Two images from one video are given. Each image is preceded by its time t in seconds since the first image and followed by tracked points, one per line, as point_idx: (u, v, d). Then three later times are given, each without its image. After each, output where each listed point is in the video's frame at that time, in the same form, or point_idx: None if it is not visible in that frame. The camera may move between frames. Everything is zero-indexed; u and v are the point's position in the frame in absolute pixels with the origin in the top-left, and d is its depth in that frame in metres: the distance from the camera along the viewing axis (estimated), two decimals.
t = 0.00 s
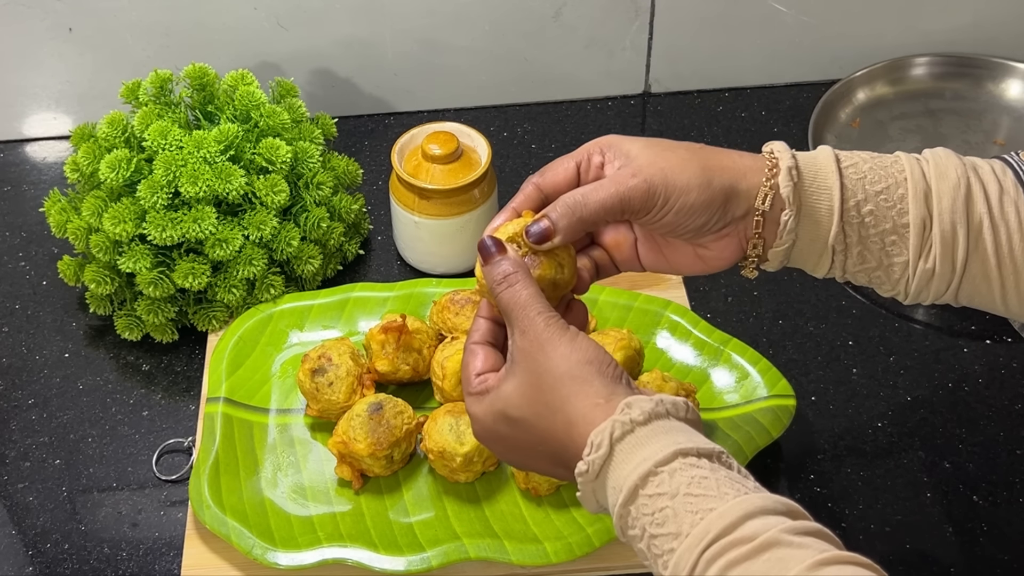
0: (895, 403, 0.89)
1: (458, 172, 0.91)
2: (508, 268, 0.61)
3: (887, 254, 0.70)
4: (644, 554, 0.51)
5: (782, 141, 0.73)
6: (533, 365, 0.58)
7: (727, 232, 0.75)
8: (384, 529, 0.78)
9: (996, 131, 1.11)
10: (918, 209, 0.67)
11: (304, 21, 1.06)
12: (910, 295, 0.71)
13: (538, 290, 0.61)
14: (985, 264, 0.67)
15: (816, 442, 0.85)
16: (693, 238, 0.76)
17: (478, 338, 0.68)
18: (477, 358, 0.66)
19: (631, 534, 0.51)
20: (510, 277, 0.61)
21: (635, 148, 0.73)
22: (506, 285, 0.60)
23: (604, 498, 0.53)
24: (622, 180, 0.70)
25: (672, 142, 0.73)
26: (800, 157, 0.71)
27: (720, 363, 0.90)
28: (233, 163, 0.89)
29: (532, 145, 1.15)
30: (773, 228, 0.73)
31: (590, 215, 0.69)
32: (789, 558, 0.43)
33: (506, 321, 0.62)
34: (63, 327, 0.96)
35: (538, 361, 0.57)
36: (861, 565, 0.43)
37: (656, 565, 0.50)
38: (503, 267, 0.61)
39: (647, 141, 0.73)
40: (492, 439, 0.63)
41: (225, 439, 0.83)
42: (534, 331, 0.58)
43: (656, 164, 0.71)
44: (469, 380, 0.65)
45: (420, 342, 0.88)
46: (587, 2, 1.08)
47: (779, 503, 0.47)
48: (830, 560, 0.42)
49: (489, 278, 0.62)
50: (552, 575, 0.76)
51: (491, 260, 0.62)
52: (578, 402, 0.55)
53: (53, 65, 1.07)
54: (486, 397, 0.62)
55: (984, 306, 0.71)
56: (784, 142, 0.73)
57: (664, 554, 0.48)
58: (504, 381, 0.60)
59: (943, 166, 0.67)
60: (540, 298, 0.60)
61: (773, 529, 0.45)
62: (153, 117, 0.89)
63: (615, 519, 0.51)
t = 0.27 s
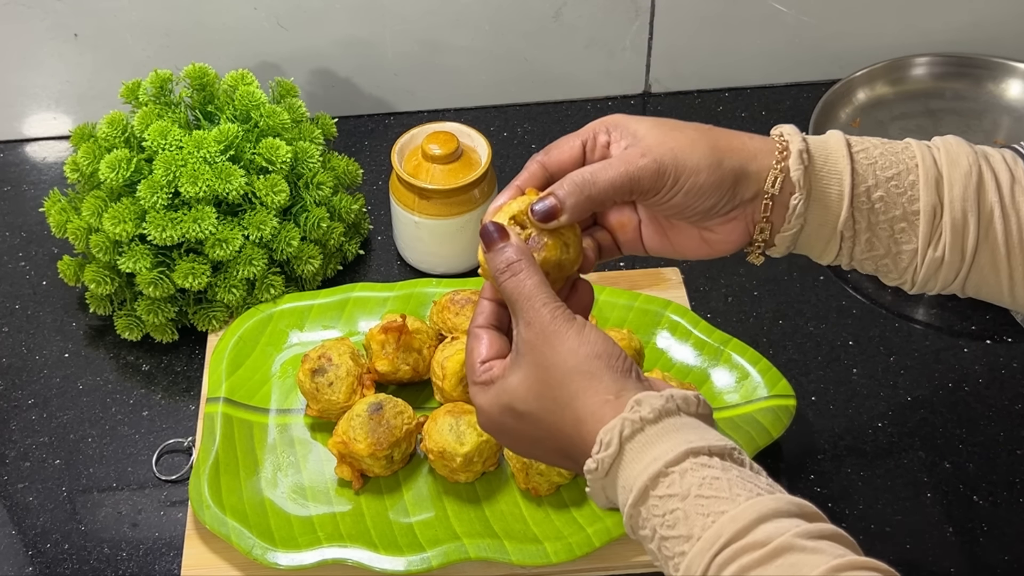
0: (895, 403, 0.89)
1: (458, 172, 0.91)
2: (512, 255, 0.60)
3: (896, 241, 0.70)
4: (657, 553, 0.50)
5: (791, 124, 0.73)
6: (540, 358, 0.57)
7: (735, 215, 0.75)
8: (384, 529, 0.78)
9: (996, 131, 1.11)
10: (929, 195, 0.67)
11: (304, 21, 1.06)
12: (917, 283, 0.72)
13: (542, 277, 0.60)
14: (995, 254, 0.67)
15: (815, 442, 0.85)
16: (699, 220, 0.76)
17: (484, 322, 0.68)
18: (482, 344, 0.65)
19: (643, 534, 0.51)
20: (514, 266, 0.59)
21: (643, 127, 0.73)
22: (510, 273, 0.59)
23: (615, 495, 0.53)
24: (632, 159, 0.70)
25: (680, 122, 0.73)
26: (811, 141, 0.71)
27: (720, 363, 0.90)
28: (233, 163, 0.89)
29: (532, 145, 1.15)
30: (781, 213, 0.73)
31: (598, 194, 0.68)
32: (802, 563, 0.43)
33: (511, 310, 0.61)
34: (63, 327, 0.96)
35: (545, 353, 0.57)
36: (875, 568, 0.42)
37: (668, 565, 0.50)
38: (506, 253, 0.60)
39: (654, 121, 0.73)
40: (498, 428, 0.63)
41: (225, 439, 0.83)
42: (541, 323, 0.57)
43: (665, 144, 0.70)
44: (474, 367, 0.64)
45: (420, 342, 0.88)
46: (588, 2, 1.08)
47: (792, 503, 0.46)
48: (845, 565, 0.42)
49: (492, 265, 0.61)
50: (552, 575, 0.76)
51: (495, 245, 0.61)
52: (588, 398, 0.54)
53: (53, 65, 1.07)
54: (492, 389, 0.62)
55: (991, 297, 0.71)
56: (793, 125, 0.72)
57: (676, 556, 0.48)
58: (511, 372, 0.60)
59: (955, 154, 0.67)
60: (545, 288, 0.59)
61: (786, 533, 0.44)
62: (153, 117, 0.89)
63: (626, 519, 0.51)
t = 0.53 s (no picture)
0: (895, 403, 0.89)
1: (458, 172, 0.91)
2: (510, 258, 0.59)
3: (908, 235, 0.70)
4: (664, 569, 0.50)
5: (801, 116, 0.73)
6: (540, 365, 0.57)
7: (745, 204, 0.75)
8: (384, 529, 0.78)
9: (996, 130, 1.11)
10: (941, 188, 0.67)
11: (304, 21, 1.06)
12: (928, 278, 0.72)
13: (542, 282, 0.59)
14: (1007, 249, 0.67)
15: (815, 442, 0.85)
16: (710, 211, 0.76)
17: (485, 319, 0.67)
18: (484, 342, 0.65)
19: (649, 550, 0.50)
20: (512, 270, 0.59)
21: (653, 115, 0.73)
22: (508, 277, 0.59)
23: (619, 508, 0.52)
24: (643, 144, 0.70)
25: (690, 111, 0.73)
26: (822, 132, 0.71)
27: (720, 363, 0.90)
28: (233, 163, 0.89)
29: (532, 145, 1.15)
30: (791, 203, 0.73)
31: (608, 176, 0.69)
32: None
33: (512, 315, 0.61)
34: (63, 327, 0.96)
35: (545, 361, 0.56)
36: None
37: None
38: (506, 257, 0.60)
39: (663, 110, 0.73)
40: (501, 431, 0.63)
41: (225, 439, 0.83)
42: (540, 330, 0.57)
43: (676, 130, 0.71)
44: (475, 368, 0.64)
45: (420, 342, 0.88)
46: (588, 2, 1.08)
47: (801, 518, 0.46)
48: None
49: (490, 270, 0.61)
50: (552, 575, 0.76)
51: (493, 247, 0.60)
52: (588, 409, 0.54)
53: (53, 65, 1.07)
54: (493, 391, 0.62)
55: (999, 294, 0.71)
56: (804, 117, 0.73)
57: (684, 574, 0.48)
58: (512, 377, 0.60)
59: (967, 148, 0.67)
60: (544, 293, 0.58)
61: (795, 551, 0.44)
62: (153, 117, 0.89)
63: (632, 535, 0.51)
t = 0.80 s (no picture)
0: (895, 403, 0.89)
1: (458, 172, 0.91)
2: (513, 264, 0.59)
3: (918, 231, 0.70)
4: None
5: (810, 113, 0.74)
6: (544, 375, 0.57)
7: (756, 196, 0.74)
8: (384, 529, 0.78)
9: (996, 130, 1.11)
10: (950, 182, 0.68)
11: (304, 21, 1.06)
12: (939, 277, 0.72)
13: (547, 287, 0.58)
14: (1017, 246, 0.67)
15: (816, 442, 0.85)
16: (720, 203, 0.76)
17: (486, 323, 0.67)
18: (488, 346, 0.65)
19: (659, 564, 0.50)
20: (515, 277, 0.58)
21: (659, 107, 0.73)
22: (512, 284, 0.58)
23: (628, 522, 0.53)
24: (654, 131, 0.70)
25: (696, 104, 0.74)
26: (831, 127, 0.72)
27: (720, 363, 0.90)
28: (232, 163, 0.89)
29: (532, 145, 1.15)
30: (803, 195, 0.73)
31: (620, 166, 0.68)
32: None
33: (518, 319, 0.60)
34: (63, 327, 0.96)
35: (549, 370, 0.56)
36: None
37: None
38: (509, 262, 0.59)
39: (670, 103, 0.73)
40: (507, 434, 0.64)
41: (225, 439, 0.83)
42: (544, 339, 0.56)
43: (686, 118, 0.71)
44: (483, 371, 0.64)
45: (420, 342, 0.88)
46: (588, 2, 1.08)
47: (810, 532, 0.45)
48: None
49: (494, 275, 0.60)
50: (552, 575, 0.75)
51: (497, 254, 0.59)
52: (593, 422, 0.54)
53: (53, 65, 1.07)
54: (499, 396, 0.62)
55: (1008, 295, 0.71)
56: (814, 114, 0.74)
57: None
58: (517, 383, 0.60)
59: (975, 144, 0.68)
60: (548, 300, 0.58)
61: (805, 568, 0.43)
62: (153, 117, 0.89)
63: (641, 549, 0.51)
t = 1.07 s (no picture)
0: (895, 403, 0.89)
1: (458, 172, 0.91)
2: (520, 273, 0.58)
3: (920, 241, 0.70)
4: None
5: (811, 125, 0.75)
6: (553, 383, 0.57)
7: (757, 205, 0.74)
8: (384, 529, 0.78)
9: (996, 131, 1.11)
10: (951, 192, 0.68)
11: (304, 21, 1.06)
12: (943, 288, 0.71)
13: (555, 295, 0.58)
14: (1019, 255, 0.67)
15: (816, 442, 0.85)
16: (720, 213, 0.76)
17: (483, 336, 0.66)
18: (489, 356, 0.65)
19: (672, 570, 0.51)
20: (522, 286, 0.58)
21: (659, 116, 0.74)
22: (519, 293, 0.58)
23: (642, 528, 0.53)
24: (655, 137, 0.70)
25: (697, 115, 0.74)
26: (831, 138, 0.72)
27: (720, 363, 0.90)
28: (233, 163, 0.89)
29: (532, 145, 1.15)
30: (803, 204, 0.73)
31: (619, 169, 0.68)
32: None
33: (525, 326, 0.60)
34: (63, 327, 0.96)
35: (559, 378, 0.56)
36: None
37: None
38: (516, 272, 0.58)
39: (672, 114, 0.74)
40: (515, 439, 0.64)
41: (225, 439, 0.83)
42: (552, 347, 0.56)
43: (687, 126, 0.71)
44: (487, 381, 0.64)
45: (420, 342, 0.88)
46: (588, 2, 1.08)
47: (824, 538, 0.46)
48: None
49: (500, 284, 0.59)
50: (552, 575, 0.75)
51: (503, 264, 0.59)
52: (604, 429, 0.54)
53: (53, 65, 1.07)
54: (506, 403, 0.62)
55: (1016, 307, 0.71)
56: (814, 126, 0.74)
57: None
58: (526, 390, 0.60)
59: (975, 153, 0.68)
60: (556, 307, 0.57)
61: None
62: (153, 117, 0.89)
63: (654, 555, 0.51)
